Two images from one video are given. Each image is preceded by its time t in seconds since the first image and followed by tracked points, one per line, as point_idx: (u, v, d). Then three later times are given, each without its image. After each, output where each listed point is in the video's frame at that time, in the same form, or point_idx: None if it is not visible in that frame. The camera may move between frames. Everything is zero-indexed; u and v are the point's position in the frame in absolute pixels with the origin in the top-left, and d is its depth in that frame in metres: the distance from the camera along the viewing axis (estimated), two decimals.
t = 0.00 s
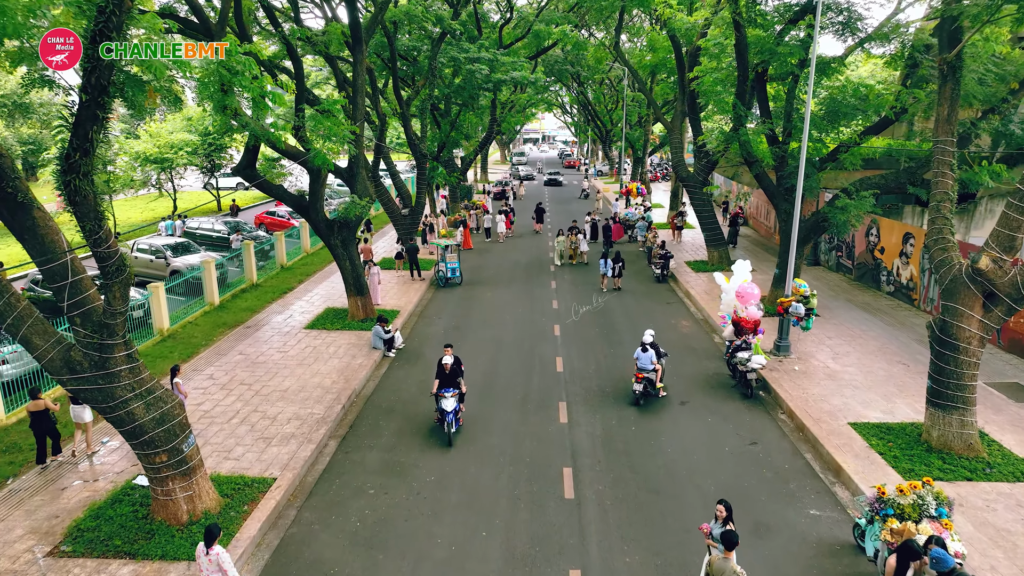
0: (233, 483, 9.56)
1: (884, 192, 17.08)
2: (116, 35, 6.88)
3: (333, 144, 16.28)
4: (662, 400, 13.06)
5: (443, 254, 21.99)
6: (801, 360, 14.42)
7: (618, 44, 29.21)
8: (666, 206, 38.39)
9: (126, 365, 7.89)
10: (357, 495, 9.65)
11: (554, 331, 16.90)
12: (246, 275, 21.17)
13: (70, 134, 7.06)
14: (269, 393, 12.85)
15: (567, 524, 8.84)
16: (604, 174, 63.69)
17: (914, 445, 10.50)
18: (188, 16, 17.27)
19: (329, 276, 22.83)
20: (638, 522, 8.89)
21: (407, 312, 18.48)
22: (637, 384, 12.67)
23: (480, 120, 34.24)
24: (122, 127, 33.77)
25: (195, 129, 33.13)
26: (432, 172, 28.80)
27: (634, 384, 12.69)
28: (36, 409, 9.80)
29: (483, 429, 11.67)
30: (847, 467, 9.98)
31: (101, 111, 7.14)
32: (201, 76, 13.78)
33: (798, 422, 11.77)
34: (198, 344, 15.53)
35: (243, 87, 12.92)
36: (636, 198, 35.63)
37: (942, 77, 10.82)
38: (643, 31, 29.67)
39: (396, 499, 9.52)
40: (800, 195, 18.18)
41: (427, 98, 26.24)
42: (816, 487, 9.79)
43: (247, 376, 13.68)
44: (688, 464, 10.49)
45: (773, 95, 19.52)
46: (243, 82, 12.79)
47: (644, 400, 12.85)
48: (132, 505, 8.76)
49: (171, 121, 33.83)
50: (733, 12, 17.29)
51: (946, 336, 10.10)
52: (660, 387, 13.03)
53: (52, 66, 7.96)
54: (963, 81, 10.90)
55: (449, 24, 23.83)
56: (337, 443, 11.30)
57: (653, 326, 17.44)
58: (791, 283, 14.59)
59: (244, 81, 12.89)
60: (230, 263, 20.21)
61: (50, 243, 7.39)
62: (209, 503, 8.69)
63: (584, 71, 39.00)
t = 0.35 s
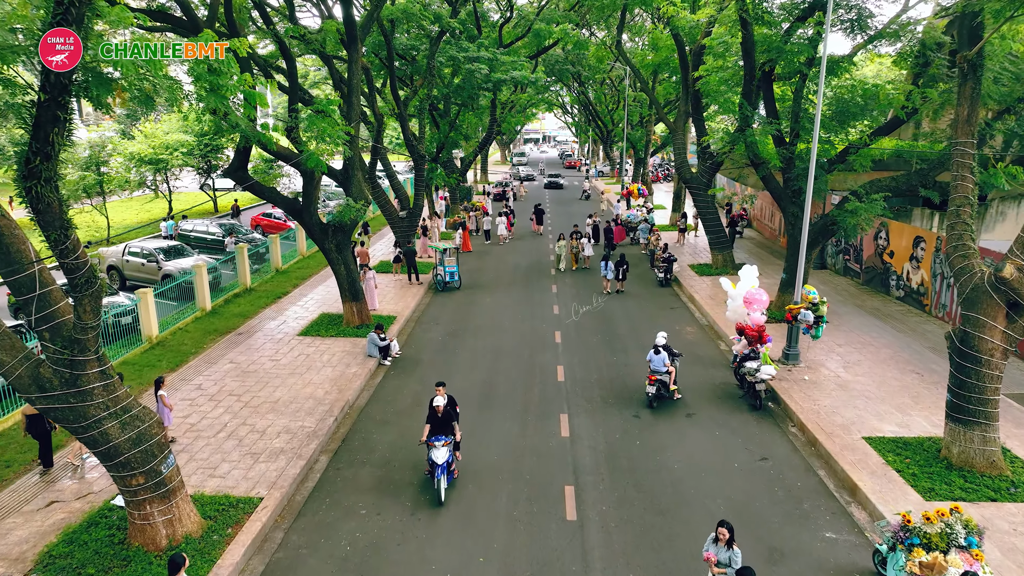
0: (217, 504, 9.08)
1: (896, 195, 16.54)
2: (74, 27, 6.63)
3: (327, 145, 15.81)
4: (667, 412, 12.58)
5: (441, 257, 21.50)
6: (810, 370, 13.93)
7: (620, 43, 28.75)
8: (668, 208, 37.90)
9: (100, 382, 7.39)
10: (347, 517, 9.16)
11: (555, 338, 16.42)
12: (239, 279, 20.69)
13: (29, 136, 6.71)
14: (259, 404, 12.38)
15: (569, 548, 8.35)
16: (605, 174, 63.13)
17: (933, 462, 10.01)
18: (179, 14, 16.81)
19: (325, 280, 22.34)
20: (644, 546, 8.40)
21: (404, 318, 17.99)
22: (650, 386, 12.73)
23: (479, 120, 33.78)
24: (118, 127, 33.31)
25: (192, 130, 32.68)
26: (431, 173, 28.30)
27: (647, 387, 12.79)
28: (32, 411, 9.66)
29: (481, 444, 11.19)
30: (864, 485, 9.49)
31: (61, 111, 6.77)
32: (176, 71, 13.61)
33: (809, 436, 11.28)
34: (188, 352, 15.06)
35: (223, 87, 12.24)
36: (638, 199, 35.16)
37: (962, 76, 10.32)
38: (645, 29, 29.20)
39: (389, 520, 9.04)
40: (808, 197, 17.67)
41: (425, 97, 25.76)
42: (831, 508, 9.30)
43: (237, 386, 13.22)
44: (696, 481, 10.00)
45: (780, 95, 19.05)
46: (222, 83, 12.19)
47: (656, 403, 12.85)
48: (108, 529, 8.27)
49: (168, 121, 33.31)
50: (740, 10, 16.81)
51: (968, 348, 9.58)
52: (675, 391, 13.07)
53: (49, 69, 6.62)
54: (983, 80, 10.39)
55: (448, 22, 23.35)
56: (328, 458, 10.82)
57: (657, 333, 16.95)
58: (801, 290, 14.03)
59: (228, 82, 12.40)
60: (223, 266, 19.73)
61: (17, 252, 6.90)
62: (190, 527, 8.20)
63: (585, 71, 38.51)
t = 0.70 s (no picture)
0: (200, 526, 8.58)
1: (908, 197, 16.03)
2: (26, 19, 6.18)
3: (321, 146, 15.30)
4: (672, 424, 12.07)
5: (440, 261, 21.01)
6: (822, 379, 13.42)
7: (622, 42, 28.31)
8: (670, 209, 37.43)
9: (69, 402, 6.89)
10: (337, 539, 8.67)
11: (556, 345, 15.91)
12: (233, 283, 20.20)
13: None
14: (248, 416, 11.89)
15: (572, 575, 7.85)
16: (606, 175, 62.62)
17: (954, 479, 9.51)
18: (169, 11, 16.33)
19: (321, 284, 21.85)
20: (652, 573, 7.90)
21: (401, 324, 17.49)
22: (664, 390, 12.61)
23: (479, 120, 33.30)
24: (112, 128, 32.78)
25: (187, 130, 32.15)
26: (430, 174, 27.78)
27: (659, 389, 12.69)
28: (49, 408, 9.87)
29: (479, 460, 10.69)
30: (883, 506, 8.99)
31: (16, 112, 6.37)
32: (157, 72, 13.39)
33: (823, 451, 10.76)
34: (177, 360, 14.57)
35: (199, 84, 11.73)
36: (640, 201, 34.67)
37: (985, 74, 9.83)
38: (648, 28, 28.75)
39: (381, 544, 8.55)
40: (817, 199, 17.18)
41: (424, 97, 25.28)
42: (849, 530, 8.80)
43: (226, 397, 12.73)
44: (706, 500, 9.50)
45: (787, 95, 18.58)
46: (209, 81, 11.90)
47: (670, 405, 12.82)
48: (83, 555, 7.78)
49: (162, 121, 32.78)
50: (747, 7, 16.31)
51: (992, 360, 9.06)
52: (686, 391, 13.06)
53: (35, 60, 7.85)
54: (1007, 78, 9.89)
55: (447, 20, 22.90)
56: (319, 475, 10.32)
57: (662, 339, 16.44)
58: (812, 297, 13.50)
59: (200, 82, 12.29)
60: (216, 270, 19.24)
61: None
62: (169, 553, 7.70)
63: (586, 70, 38.03)
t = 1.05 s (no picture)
0: (182, 550, 8.12)
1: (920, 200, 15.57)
2: None
3: (315, 147, 14.81)
4: (679, 437, 11.59)
5: (439, 264, 20.55)
6: (833, 389, 12.95)
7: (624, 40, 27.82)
8: (673, 211, 36.97)
9: (38, 423, 6.43)
10: (328, 564, 8.20)
11: (558, 352, 15.43)
12: (226, 287, 19.74)
13: None
14: (237, 429, 11.42)
15: None
16: (607, 176, 62.14)
17: (977, 499, 9.05)
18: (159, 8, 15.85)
19: (316, 287, 21.38)
20: None
21: (398, 330, 17.02)
22: (675, 394, 12.45)
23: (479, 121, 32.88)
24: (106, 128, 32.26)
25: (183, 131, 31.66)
26: (428, 175, 27.31)
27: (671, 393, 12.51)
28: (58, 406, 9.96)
29: (477, 476, 10.21)
30: (903, 528, 8.53)
31: None
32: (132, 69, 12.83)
33: (837, 467, 10.28)
34: (166, 368, 14.10)
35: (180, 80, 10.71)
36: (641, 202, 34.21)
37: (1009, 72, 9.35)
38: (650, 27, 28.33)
39: (374, 569, 8.08)
40: (826, 202, 16.70)
41: (422, 96, 24.81)
42: (868, 553, 8.33)
43: (215, 407, 12.26)
44: (716, 520, 9.03)
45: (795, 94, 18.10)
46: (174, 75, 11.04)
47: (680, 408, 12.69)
48: None
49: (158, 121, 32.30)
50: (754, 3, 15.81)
51: (1018, 375, 8.58)
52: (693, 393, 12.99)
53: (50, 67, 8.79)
54: None
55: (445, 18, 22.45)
56: (310, 493, 9.85)
57: (666, 346, 15.97)
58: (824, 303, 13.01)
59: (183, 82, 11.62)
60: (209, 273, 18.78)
61: None
62: None
63: (588, 70, 37.62)
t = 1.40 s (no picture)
0: None
1: (934, 203, 15.11)
2: None
3: (309, 148, 14.33)
4: (686, 450, 11.12)
5: (437, 268, 20.08)
6: (845, 400, 12.47)
7: (626, 38, 27.33)
8: (675, 212, 36.51)
9: None
10: None
11: (559, 359, 14.96)
12: (220, 291, 19.29)
13: None
14: (226, 442, 10.96)
15: None
16: (608, 177, 61.69)
17: (1002, 519, 8.58)
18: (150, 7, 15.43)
19: (312, 292, 20.92)
20: None
21: (395, 336, 16.56)
22: (683, 400, 12.08)
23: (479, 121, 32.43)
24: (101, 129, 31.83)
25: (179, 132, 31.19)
26: (427, 176, 26.84)
27: (679, 399, 12.13)
28: (58, 410, 9.41)
29: (476, 493, 9.74)
30: (926, 551, 8.06)
31: None
32: (111, 75, 12.34)
33: (853, 483, 9.82)
34: (155, 377, 13.65)
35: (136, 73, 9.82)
36: (644, 203, 33.77)
37: None
38: (652, 26, 27.88)
39: None
40: (835, 204, 16.22)
41: (421, 96, 24.38)
42: None
43: (204, 419, 11.79)
44: (728, 542, 8.56)
45: (803, 94, 17.61)
46: (143, 69, 9.93)
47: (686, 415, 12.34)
48: None
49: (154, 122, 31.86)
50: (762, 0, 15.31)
51: None
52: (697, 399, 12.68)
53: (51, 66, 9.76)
54: None
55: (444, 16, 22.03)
56: (300, 512, 9.38)
57: (671, 352, 15.50)
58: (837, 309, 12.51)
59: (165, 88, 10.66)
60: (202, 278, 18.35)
61: None
62: None
63: (589, 70, 37.18)
